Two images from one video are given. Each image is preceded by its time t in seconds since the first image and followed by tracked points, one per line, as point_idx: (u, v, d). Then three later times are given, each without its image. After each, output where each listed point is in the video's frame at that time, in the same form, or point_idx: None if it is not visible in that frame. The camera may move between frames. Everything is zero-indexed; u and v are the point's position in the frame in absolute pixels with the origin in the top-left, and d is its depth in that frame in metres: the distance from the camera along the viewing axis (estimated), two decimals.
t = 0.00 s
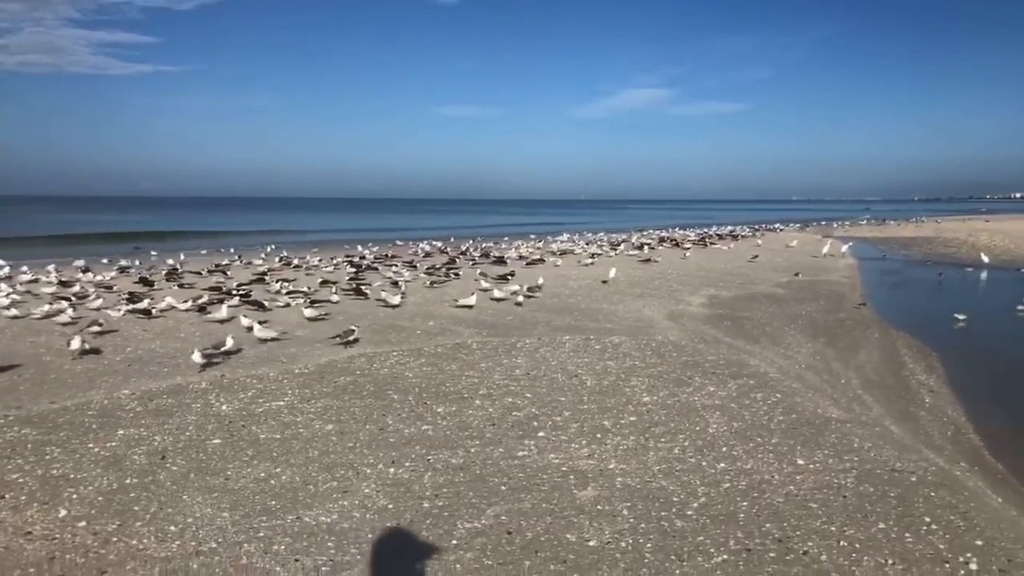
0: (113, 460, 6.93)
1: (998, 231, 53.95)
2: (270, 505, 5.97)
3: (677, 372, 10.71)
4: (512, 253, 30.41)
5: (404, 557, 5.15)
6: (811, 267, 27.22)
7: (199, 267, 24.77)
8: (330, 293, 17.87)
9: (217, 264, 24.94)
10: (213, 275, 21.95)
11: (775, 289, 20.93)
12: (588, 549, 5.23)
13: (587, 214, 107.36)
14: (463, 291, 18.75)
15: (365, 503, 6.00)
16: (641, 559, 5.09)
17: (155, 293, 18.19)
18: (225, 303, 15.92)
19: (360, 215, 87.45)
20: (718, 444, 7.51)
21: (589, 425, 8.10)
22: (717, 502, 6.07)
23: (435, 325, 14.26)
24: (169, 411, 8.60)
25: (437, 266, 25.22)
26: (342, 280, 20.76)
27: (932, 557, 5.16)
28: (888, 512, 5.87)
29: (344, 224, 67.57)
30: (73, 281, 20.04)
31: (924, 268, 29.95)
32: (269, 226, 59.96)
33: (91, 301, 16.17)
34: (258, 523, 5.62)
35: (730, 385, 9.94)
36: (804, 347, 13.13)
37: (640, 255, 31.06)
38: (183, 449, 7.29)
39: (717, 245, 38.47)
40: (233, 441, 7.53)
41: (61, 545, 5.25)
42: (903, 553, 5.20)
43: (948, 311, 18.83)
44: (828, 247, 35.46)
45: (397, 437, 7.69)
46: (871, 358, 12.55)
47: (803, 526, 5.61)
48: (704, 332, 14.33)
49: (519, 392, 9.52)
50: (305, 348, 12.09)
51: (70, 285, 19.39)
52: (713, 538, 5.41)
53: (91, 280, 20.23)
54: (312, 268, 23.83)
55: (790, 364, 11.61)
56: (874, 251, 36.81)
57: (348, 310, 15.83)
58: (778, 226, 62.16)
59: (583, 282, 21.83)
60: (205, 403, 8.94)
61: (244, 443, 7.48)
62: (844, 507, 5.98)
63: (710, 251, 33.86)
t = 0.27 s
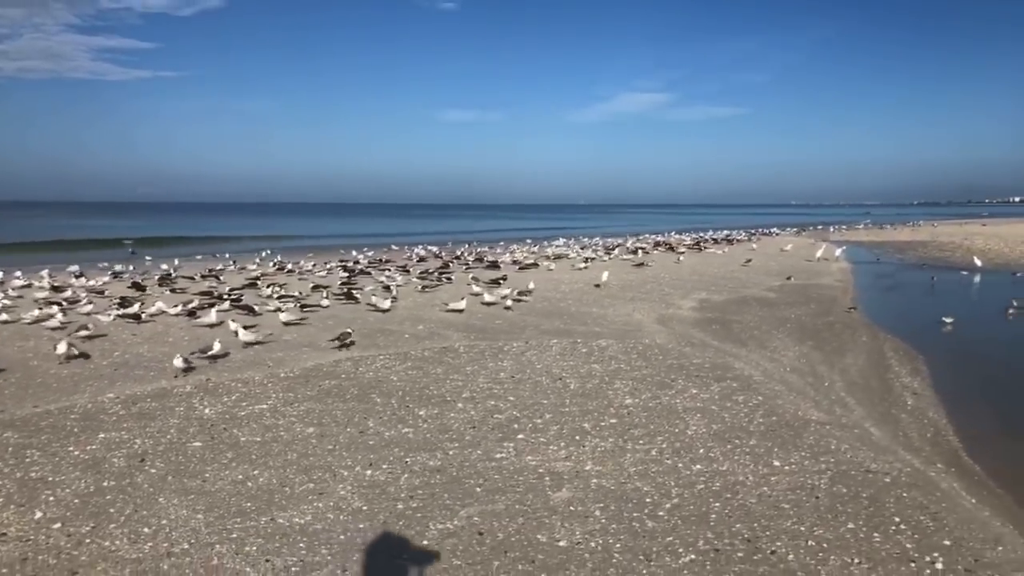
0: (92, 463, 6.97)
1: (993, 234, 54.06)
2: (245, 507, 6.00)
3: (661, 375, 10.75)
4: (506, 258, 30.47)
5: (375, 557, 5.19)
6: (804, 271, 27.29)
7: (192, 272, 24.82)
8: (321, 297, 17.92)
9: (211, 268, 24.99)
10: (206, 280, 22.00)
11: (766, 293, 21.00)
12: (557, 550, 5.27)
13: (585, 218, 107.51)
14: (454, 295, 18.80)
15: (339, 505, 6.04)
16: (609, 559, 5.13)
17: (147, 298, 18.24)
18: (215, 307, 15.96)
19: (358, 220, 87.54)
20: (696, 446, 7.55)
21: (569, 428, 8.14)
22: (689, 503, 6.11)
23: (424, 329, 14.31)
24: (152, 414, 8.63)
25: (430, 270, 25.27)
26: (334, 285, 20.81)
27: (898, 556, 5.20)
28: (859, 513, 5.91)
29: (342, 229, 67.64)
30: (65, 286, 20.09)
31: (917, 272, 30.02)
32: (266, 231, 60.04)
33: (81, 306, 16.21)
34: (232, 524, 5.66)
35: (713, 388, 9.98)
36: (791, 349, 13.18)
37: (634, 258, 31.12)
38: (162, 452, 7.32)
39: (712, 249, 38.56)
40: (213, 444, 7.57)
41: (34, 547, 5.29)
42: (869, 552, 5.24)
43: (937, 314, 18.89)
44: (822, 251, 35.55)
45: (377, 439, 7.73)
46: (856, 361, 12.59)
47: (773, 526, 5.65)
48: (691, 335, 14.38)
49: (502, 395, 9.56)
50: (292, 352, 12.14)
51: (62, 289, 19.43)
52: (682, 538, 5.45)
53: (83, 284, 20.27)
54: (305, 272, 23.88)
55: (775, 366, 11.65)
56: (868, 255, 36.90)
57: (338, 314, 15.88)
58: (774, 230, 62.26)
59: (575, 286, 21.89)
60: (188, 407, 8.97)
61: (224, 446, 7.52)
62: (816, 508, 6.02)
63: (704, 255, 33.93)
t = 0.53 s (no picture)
0: (59, 458, 6.95)
1: (977, 232, 54.45)
2: (210, 500, 6.01)
3: (637, 369, 10.79)
4: (491, 255, 30.47)
5: (336, 549, 5.20)
6: (788, 268, 27.43)
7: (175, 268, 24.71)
8: (302, 294, 17.89)
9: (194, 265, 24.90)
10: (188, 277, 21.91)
11: (748, 289, 21.11)
12: (518, 541, 5.30)
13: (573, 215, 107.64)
14: (436, 292, 18.80)
15: (305, 498, 6.05)
16: (569, 550, 5.17)
17: (127, 294, 18.16)
18: (195, 304, 15.92)
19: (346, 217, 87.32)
20: (664, 439, 7.60)
21: (540, 422, 8.18)
22: (653, 494, 6.15)
23: (403, 325, 14.31)
24: (124, 410, 8.61)
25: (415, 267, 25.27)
26: (317, 281, 20.77)
27: (855, 546, 5.26)
28: (819, 504, 5.97)
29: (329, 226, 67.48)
30: (45, 283, 19.96)
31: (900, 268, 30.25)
32: (254, 228, 59.82)
33: (60, 302, 16.13)
34: (195, 518, 5.66)
35: (687, 382, 10.04)
36: (768, 345, 13.25)
37: (619, 255, 31.18)
38: (131, 447, 7.31)
39: (698, 246, 38.70)
40: (183, 439, 7.56)
41: None
42: (827, 542, 5.30)
43: (916, 310, 19.04)
44: (807, 248, 35.74)
45: (348, 434, 7.74)
46: (832, 356, 12.68)
47: (733, 517, 5.70)
48: (670, 331, 14.44)
49: (477, 390, 9.59)
50: (269, 348, 12.11)
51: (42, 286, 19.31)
52: (643, 529, 5.49)
53: (64, 281, 20.16)
54: (289, 269, 23.82)
55: (750, 361, 11.73)
56: (852, 252, 37.13)
57: (318, 310, 15.86)
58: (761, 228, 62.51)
59: (559, 282, 21.93)
60: (161, 402, 8.96)
61: (194, 440, 7.52)
62: (777, 499, 6.08)
63: (690, 252, 34.05)
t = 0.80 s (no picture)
0: (8, 466, 6.87)
1: (938, 234, 55.58)
2: (161, 506, 5.99)
3: (597, 371, 10.91)
4: (460, 258, 30.49)
5: (285, 552, 5.22)
6: (753, 270, 27.82)
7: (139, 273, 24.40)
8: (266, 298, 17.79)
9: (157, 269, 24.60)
10: (152, 281, 21.67)
11: (712, 291, 21.38)
12: (467, 542, 5.36)
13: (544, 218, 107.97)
14: (402, 295, 18.79)
15: (257, 502, 6.05)
16: (516, 549, 5.24)
17: (88, 299, 17.92)
18: (157, 309, 15.76)
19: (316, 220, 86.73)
20: (619, 439, 7.70)
21: (498, 424, 8.24)
22: (604, 494, 6.24)
23: (367, 329, 14.30)
24: (77, 416, 8.53)
25: (383, 270, 25.21)
26: (283, 285, 20.65)
27: (795, 541, 5.40)
28: (764, 501, 6.11)
29: (299, 229, 67.01)
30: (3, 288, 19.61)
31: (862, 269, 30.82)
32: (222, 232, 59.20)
33: (17, 307, 15.87)
34: (144, 524, 5.64)
35: (645, 383, 10.17)
36: (728, 345, 13.45)
37: (588, 258, 31.38)
38: (83, 453, 7.25)
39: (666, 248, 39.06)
40: (137, 444, 7.51)
41: None
42: (768, 538, 5.43)
43: (875, 310, 19.43)
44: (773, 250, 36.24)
45: (304, 438, 7.74)
46: (790, 356, 12.91)
47: (680, 515, 5.81)
48: (633, 333, 14.59)
49: (437, 393, 9.64)
50: (230, 352, 12.04)
51: None
52: (591, 528, 5.57)
53: (23, 286, 19.83)
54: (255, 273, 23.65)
55: (709, 361, 11.90)
56: (816, 253, 37.71)
57: (282, 314, 15.79)
58: (729, 230, 63.22)
59: (525, 285, 22.01)
60: (116, 408, 8.88)
61: (148, 446, 7.47)
62: (724, 496, 6.21)
63: (658, 254, 34.37)
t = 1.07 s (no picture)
0: None
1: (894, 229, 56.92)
2: (109, 500, 6.04)
3: (551, 364, 11.11)
4: (424, 254, 30.51)
5: (232, 542, 5.32)
6: (712, 265, 28.30)
7: (96, 270, 24.08)
8: (225, 295, 17.71)
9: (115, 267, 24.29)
10: (109, 279, 21.41)
11: (670, 286, 21.75)
12: (411, 529, 5.51)
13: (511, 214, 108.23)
14: (363, 291, 18.82)
15: (206, 495, 6.13)
16: (459, 535, 5.40)
17: (42, 297, 17.67)
18: (112, 306, 15.62)
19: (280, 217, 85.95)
20: (567, 429, 7.90)
21: (450, 416, 8.39)
22: (548, 481, 6.44)
23: (326, 325, 14.34)
24: (28, 413, 8.50)
25: (345, 267, 25.17)
26: (243, 282, 20.54)
27: (728, 522, 5.64)
28: (702, 486, 6.34)
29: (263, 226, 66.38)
30: None
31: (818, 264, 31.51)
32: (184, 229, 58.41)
33: None
34: (92, 517, 5.69)
35: (597, 375, 10.39)
36: (682, 338, 13.76)
37: (551, 253, 31.62)
38: (32, 450, 7.25)
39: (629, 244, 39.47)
40: (88, 441, 7.53)
41: None
42: (702, 520, 5.66)
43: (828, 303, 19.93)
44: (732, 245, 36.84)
45: (257, 432, 7.82)
46: (740, 348, 13.25)
47: (620, 500, 6.02)
48: (590, 326, 14.83)
49: (392, 387, 9.75)
50: (186, 349, 12.02)
51: None
52: (533, 513, 5.76)
53: None
54: (215, 270, 23.48)
55: (661, 354, 12.18)
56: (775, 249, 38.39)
57: (241, 311, 15.75)
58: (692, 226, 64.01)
59: (487, 280, 22.16)
60: (68, 405, 8.86)
61: (98, 442, 7.49)
62: (664, 482, 6.43)
63: (620, 249, 34.75)
